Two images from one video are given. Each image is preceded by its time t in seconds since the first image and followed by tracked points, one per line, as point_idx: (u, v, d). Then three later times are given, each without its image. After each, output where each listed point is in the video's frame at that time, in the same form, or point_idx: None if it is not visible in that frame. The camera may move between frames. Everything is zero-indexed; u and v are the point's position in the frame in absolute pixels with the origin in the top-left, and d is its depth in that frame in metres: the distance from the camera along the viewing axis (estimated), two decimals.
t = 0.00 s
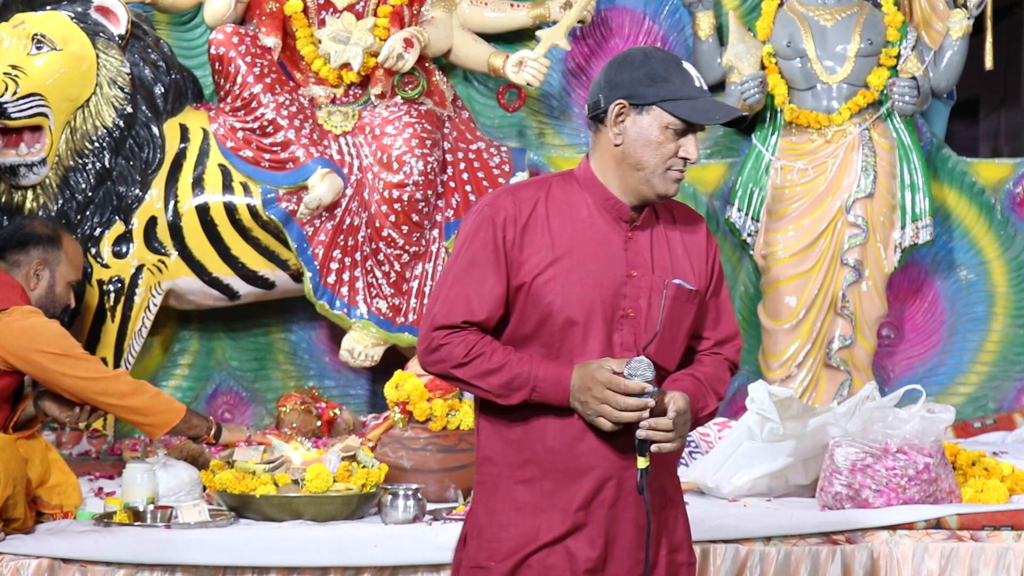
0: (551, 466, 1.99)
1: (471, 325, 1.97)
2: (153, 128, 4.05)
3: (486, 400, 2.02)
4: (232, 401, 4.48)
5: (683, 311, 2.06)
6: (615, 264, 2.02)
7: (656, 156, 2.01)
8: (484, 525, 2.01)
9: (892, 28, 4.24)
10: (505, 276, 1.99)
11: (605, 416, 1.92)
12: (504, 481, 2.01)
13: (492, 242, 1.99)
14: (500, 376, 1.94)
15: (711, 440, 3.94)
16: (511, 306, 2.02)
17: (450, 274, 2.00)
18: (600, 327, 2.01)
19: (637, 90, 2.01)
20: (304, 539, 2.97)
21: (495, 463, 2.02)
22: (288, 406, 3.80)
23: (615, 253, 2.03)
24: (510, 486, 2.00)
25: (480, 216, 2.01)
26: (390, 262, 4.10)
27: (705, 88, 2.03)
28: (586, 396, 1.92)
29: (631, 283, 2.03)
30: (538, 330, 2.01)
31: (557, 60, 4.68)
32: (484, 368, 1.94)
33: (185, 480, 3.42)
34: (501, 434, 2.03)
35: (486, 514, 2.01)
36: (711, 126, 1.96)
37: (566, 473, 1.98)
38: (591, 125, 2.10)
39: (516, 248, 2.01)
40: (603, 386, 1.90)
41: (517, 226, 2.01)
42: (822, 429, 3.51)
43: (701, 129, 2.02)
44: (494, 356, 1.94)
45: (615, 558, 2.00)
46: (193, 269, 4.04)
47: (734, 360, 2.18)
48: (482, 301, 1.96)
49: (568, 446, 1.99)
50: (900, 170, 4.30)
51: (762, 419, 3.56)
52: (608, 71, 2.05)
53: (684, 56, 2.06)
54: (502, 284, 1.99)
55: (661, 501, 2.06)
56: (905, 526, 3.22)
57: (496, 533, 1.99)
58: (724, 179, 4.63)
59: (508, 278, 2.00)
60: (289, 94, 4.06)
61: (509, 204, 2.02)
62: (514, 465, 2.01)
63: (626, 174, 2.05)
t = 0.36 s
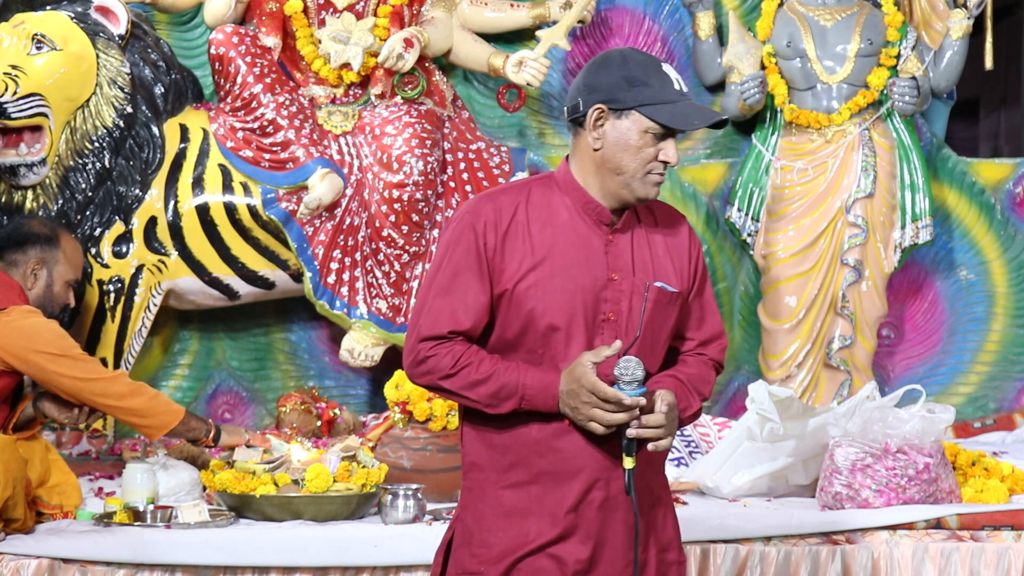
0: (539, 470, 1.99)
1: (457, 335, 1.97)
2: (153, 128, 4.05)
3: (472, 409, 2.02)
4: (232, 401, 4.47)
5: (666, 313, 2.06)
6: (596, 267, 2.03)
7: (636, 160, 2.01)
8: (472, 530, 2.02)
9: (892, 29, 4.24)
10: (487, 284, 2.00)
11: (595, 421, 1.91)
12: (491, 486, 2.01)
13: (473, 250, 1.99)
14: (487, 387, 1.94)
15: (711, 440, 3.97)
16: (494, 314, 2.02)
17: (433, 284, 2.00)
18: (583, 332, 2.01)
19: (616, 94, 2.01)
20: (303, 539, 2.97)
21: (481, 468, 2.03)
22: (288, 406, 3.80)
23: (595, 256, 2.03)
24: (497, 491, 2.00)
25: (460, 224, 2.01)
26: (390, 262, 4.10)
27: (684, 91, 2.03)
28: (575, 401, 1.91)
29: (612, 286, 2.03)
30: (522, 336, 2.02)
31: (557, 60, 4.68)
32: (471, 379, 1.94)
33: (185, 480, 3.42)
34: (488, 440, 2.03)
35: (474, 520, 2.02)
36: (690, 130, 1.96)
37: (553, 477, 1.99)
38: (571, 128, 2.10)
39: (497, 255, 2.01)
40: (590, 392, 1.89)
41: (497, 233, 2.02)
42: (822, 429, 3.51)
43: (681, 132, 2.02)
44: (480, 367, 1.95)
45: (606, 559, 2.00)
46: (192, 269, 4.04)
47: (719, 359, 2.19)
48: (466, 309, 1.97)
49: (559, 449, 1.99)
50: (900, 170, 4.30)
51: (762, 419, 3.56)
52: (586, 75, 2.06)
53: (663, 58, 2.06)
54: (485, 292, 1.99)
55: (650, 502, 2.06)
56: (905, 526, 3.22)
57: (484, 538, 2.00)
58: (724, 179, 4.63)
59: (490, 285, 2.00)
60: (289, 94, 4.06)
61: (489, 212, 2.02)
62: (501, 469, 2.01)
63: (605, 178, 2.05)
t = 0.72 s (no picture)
0: (532, 473, 1.99)
1: (447, 343, 1.97)
2: (154, 128, 4.05)
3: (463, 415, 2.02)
4: (232, 401, 4.47)
5: (655, 311, 2.08)
6: (584, 269, 2.03)
7: (621, 162, 2.01)
8: (466, 536, 2.02)
9: (892, 28, 4.24)
10: (476, 290, 2.00)
11: (585, 430, 1.92)
12: (485, 491, 2.01)
13: (459, 257, 1.99)
14: (479, 395, 1.95)
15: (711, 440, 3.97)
16: (484, 319, 2.02)
17: (421, 293, 2.00)
18: (574, 334, 2.01)
19: (599, 96, 2.01)
20: (303, 539, 2.97)
21: (474, 472, 2.03)
22: (288, 406, 3.81)
23: (583, 258, 2.03)
24: (490, 496, 2.01)
25: (446, 231, 2.01)
26: (390, 262, 4.09)
27: (668, 90, 2.03)
28: (566, 409, 1.93)
29: (601, 287, 2.03)
30: (512, 341, 2.02)
31: (557, 60, 4.68)
32: (463, 387, 1.95)
33: (185, 480, 3.42)
34: (480, 445, 2.03)
35: (469, 525, 2.02)
36: (674, 131, 1.96)
37: (546, 480, 1.99)
38: (555, 129, 2.10)
39: (484, 260, 2.01)
40: (582, 401, 1.90)
41: (483, 238, 2.01)
42: (822, 429, 3.50)
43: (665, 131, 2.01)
44: (471, 374, 1.95)
45: (599, 561, 2.00)
46: (193, 269, 4.04)
47: (708, 354, 2.20)
48: (455, 317, 1.97)
49: (553, 450, 1.99)
50: (900, 170, 4.30)
51: (762, 419, 3.55)
52: (569, 76, 2.05)
53: (645, 56, 2.06)
54: (473, 299, 1.99)
55: (643, 505, 2.06)
56: (905, 526, 3.21)
57: (479, 543, 2.00)
58: (724, 179, 4.64)
59: (478, 291, 2.00)
60: (289, 94, 4.06)
61: (475, 217, 2.02)
62: (493, 474, 2.01)
63: (591, 180, 2.05)
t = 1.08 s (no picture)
0: (526, 477, 1.99)
1: (443, 345, 1.96)
2: (153, 128, 4.05)
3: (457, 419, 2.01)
4: (232, 401, 4.47)
5: (646, 311, 2.08)
6: (577, 269, 2.03)
7: (613, 163, 2.01)
8: (459, 540, 2.02)
9: (892, 28, 4.24)
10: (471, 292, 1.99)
11: (581, 435, 1.93)
12: (478, 495, 2.01)
13: (454, 258, 1.98)
14: (477, 399, 1.94)
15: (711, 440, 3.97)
16: (478, 322, 2.02)
17: (417, 295, 1.98)
18: (568, 335, 2.01)
19: (591, 97, 2.01)
20: (303, 539, 2.97)
21: (466, 476, 2.03)
22: (288, 406, 3.81)
23: (576, 258, 2.04)
24: (482, 500, 2.01)
25: (440, 232, 1.99)
26: (390, 262, 4.09)
27: (659, 92, 2.04)
28: (562, 413, 1.93)
29: (594, 287, 2.04)
30: (506, 342, 2.01)
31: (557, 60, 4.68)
32: (461, 391, 1.93)
33: (185, 480, 3.41)
34: (472, 449, 2.03)
35: (461, 530, 2.02)
36: (667, 131, 1.96)
37: (539, 484, 1.99)
38: (546, 131, 2.10)
39: (479, 262, 2.00)
40: (580, 405, 1.91)
41: (478, 239, 2.00)
42: (822, 429, 3.50)
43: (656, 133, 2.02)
44: (469, 378, 1.94)
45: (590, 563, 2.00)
46: (192, 269, 4.04)
47: (698, 352, 2.20)
48: (451, 319, 1.96)
49: (547, 454, 1.99)
50: (900, 170, 4.30)
51: (762, 419, 3.55)
52: (560, 78, 2.05)
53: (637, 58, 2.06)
54: (468, 300, 1.98)
55: (634, 508, 2.07)
56: (905, 526, 3.21)
57: (471, 548, 2.00)
58: (724, 179, 4.64)
59: (473, 293, 1.99)
60: (289, 94, 4.06)
61: (468, 218, 2.01)
62: (486, 479, 2.01)
63: (583, 181, 2.05)
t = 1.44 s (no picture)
0: (523, 479, 1.99)
1: (434, 349, 1.96)
2: (154, 128, 4.05)
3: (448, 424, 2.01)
4: (232, 401, 4.47)
5: (644, 311, 2.10)
6: (574, 271, 2.03)
7: (610, 165, 2.01)
8: (456, 543, 2.01)
9: (892, 28, 4.24)
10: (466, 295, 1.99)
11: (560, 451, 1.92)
12: (474, 497, 2.01)
13: (450, 261, 1.97)
14: (468, 404, 1.94)
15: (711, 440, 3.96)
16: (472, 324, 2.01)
17: (410, 299, 1.98)
18: (566, 337, 2.01)
19: (587, 99, 2.01)
20: (303, 539, 2.97)
21: (463, 478, 2.03)
22: (288, 406, 3.82)
23: (573, 260, 2.04)
24: (479, 502, 2.00)
25: (435, 236, 1.99)
26: (390, 262, 4.09)
27: (655, 92, 2.04)
28: (542, 428, 1.93)
29: (591, 289, 2.04)
30: (501, 344, 2.01)
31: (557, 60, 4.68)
32: (452, 397, 1.94)
33: (185, 480, 3.40)
34: (467, 451, 2.02)
35: (457, 531, 2.01)
36: (663, 133, 1.96)
37: (536, 486, 1.99)
38: (541, 133, 2.10)
39: (475, 266, 2.00)
40: (559, 423, 1.90)
41: (473, 243, 2.00)
42: (822, 429, 3.50)
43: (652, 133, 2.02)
44: (458, 384, 1.94)
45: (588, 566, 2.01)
46: (192, 269, 4.04)
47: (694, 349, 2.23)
48: (444, 323, 1.96)
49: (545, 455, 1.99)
50: (900, 170, 4.30)
51: (762, 419, 3.56)
52: (555, 80, 2.05)
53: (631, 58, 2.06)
54: (463, 304, 1.98)
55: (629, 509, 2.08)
56: (905, 526, 3.21)
57: (468, 551, 2.00)
58: (724, 179, 4.64)
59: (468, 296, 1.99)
60: (289, 94, 4.06)
61: (463, 223, 2.01)
62: (482, 480, 2.01)
63: (580, 183, 2.05)
